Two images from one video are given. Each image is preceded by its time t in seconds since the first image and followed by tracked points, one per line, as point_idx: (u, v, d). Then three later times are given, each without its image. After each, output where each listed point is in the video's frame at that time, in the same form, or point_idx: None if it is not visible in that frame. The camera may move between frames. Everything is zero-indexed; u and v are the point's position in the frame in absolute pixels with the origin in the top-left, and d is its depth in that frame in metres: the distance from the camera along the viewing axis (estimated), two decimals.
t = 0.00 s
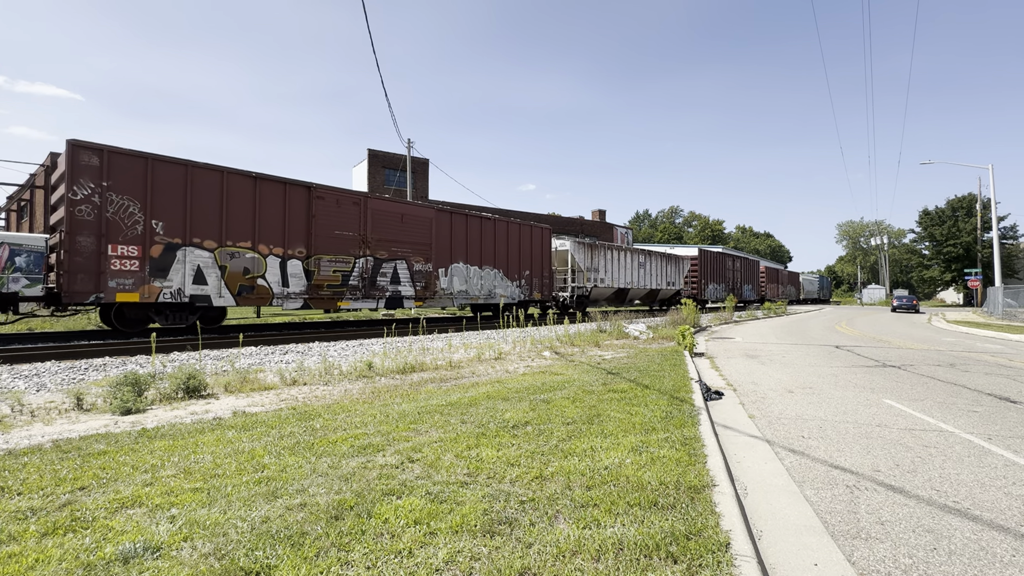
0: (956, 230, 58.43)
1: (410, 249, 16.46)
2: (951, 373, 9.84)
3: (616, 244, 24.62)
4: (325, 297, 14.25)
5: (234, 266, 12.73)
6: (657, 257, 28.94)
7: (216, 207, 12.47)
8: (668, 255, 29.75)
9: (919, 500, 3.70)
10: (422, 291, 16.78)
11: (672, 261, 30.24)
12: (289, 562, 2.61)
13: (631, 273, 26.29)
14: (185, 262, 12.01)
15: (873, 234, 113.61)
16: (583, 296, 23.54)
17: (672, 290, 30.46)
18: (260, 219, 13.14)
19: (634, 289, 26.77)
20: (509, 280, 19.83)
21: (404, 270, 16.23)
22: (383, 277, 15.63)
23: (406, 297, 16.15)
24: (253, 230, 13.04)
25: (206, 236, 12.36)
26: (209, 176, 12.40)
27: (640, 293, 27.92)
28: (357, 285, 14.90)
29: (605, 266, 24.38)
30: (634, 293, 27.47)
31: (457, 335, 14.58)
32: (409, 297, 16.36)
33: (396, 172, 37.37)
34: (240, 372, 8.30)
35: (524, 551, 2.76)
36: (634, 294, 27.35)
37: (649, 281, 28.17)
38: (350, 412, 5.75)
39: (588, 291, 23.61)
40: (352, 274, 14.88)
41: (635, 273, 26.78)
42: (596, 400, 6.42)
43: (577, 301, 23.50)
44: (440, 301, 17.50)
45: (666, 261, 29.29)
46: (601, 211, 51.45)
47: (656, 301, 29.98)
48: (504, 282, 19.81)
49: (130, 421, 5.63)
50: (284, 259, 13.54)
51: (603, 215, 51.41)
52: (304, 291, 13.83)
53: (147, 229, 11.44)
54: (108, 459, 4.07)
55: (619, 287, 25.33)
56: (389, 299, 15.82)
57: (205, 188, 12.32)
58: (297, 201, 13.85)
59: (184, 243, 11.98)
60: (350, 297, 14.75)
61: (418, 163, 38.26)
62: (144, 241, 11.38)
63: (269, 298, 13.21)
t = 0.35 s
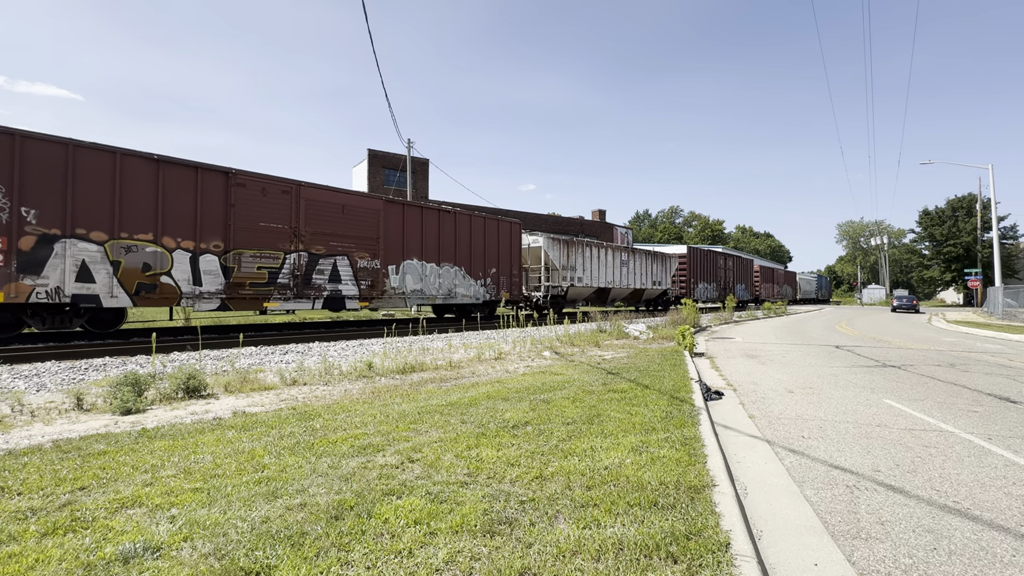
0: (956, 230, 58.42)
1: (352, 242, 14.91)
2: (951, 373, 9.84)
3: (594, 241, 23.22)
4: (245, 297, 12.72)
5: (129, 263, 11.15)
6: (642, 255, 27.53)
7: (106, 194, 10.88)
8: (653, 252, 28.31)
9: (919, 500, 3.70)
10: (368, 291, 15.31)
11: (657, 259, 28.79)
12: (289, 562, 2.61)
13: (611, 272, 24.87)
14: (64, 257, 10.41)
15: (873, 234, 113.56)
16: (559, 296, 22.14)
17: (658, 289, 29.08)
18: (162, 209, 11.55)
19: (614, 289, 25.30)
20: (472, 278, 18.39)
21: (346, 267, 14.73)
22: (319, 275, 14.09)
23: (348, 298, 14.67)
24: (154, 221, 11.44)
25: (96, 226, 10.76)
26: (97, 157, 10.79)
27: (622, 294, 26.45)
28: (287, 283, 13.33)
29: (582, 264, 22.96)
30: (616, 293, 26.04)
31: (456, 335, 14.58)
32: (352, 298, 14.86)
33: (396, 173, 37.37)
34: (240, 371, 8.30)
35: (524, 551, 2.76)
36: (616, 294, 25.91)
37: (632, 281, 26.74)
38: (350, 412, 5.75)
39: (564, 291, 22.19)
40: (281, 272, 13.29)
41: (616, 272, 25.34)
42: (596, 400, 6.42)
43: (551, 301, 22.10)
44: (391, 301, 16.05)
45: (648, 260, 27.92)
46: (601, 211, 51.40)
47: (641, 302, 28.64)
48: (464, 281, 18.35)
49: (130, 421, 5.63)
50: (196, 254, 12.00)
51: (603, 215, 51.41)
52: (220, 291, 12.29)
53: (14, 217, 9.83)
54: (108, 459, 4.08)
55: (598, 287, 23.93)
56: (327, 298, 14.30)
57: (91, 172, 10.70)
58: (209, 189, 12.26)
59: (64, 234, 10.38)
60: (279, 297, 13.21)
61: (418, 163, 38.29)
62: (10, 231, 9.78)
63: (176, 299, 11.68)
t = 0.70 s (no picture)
0: (956, 230, 58.41)
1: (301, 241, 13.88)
2: (951, 373, 9.84)
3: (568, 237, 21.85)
4: (144, 297, 11.22)
5: None
6: (624, 253, 26.14)
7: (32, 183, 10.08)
8: (637, 249, 26.88)
9: (919, 500, 3.70)
10: (301, 290, 13.88)
11: (641, 256, 27.35)
12: (289, 562, 2.62)
13: (589, 270, 23.44)
14: None
15: (873, 235, 113.52)
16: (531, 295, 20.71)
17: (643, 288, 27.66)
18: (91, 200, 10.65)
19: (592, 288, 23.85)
20: (425, 277, 17.05)
21: (273, 264, 13.25)
22: (239, 272, 12.62)
23: (274, 297, 13.19)
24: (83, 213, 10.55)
25: None
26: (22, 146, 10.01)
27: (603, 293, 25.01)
28: (198, 281, 11.89)
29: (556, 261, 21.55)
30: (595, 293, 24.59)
31: (456, 335, 14.58)
32: (280, 298, 13.38)
33: (396, 173, 37.38)
34: (240, 371, 8.30)
35: (524, 551, 2.76)
36: (595, 293, 24.51)
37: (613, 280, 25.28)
38: (350, 412, 5.75)
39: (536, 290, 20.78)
40: (190, 268, 11.83)
41: (594, 270, 23.91)
42: (596, 400, 6.42)
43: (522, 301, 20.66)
44: (329, 301, 14.63)
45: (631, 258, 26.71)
46: (601, 211, 51.42)
47: (625, 302, 27.26)
48: (417, 278, 16.91)
49: (130, 421, 5.63)
50: (79, 247, 10.52)
51: (603, 215, 51.42)
52: (112, 289, 10.82)
53: None
54: (108, 459, 4.08)
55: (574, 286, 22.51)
56: (250, 299, 12.84)
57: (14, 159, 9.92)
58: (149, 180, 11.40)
59: None
60: (186, 297, 11.73)
61: (418, 163, 38.30)
62: None
63: (54, 299, 10.21)
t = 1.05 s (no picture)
0: (956, 231, 58.39)
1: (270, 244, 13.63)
2: (951, 373, 9.83)
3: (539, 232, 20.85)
4: (13, 298, 9.89)
5: None
6: (603, 250, 25.04)
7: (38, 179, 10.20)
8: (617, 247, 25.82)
9: (919, 500, 3.71)
10: (216, 289, 12.56)
11: (621, 254, 26.28)
12: (289, 562, 2.62)
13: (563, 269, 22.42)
14: None
15: (873, 235, 113.49)
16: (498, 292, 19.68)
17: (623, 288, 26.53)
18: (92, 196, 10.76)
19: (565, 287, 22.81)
20: (372, 274, 15.80)
21: (179, 259, 11.93)
22: (135, 269, 11.29)
23: (181, 297, 11.88)
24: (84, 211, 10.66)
25: None
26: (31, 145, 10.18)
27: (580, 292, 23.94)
28: (80, 279, 10.54)
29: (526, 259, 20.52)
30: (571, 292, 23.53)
31: (456, 335, 14.58)
32: (190, 298, 12.07)
33: (396, 173, 37.37)
34: (240, 371, 8.30)
35: (524, 551, 2.76)
36: (570, 293, 23.41)
37: (589, 279, 24.19)
38: (350, 412, 5.75)
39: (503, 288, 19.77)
40: (72, 265, 10.52)
41: (569, 269, 22.87)
42: (595, 400, 6.42)
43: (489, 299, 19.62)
44: (254, 302, 13.35)
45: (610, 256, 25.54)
46: (601, 211, 51.42)
47: (607, 301, 26.15)
48: (359, 275, 15.60)
49: (130, 422, 5.63)
50: None
51: (603, 215, 51.41)
52: None
53: None
54: (108, 459, 4.08)
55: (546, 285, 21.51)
56: (150, 300, 11.52)
57: (20, 151, 10.04)
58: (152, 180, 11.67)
59: None
60: (66, 297, 10.41)
61: (418, 163, 38.31)
62: None
63: None
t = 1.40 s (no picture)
0: (956, 231, 58.41)
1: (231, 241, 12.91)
2: (951, 373, 9.84)
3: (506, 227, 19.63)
4: None
5: None
6: (579, 246, 23.74)
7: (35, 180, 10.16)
8: (595, 243, 24.58)
9: (919, 500, 3.70)
10: (106, 287, 10.98)
11: (600, 251, 25.04)
12: (289, 562, 2.61)
13: (534, 266, 21.17)
14: None
15: (873, 235, 113.47)
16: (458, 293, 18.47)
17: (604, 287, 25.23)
18: None
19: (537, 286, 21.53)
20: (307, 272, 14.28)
21: (57, 254, 10.38)
22: None
23: (58, 298, 10.36)
24: (77, 216, 10.61)
25: None
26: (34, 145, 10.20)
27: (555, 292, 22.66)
28: None
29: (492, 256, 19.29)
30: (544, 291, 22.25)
31: (457, 335, 14.58)
32: (71, 300, 10.54)
33: (396, 172, 37.37)
34: (240, 371, 8.30)
35: (524, 551, 2.76)
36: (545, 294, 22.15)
37: (565, 278, 22.92)
38: (350, 412, 5.75)
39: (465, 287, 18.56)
40: None
41: (541, 267, 21.60)
42: (595, 400, 6.43)
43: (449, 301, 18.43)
44: (156, 303, 11.82)
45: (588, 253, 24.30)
46: (601, 211, 51.45)
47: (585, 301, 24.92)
48: (289, 272, 13.98)
49: (130, 421, 5.63)
50: None
51: (603, 215, 51.43)
52: None
53: None
54: (108, 459, 4.08)
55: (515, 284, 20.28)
56: (19, 301, 10.04)
57: None
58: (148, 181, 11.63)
59: None
60: None
61: (418, 163, 38.32)
62: None
63: None
